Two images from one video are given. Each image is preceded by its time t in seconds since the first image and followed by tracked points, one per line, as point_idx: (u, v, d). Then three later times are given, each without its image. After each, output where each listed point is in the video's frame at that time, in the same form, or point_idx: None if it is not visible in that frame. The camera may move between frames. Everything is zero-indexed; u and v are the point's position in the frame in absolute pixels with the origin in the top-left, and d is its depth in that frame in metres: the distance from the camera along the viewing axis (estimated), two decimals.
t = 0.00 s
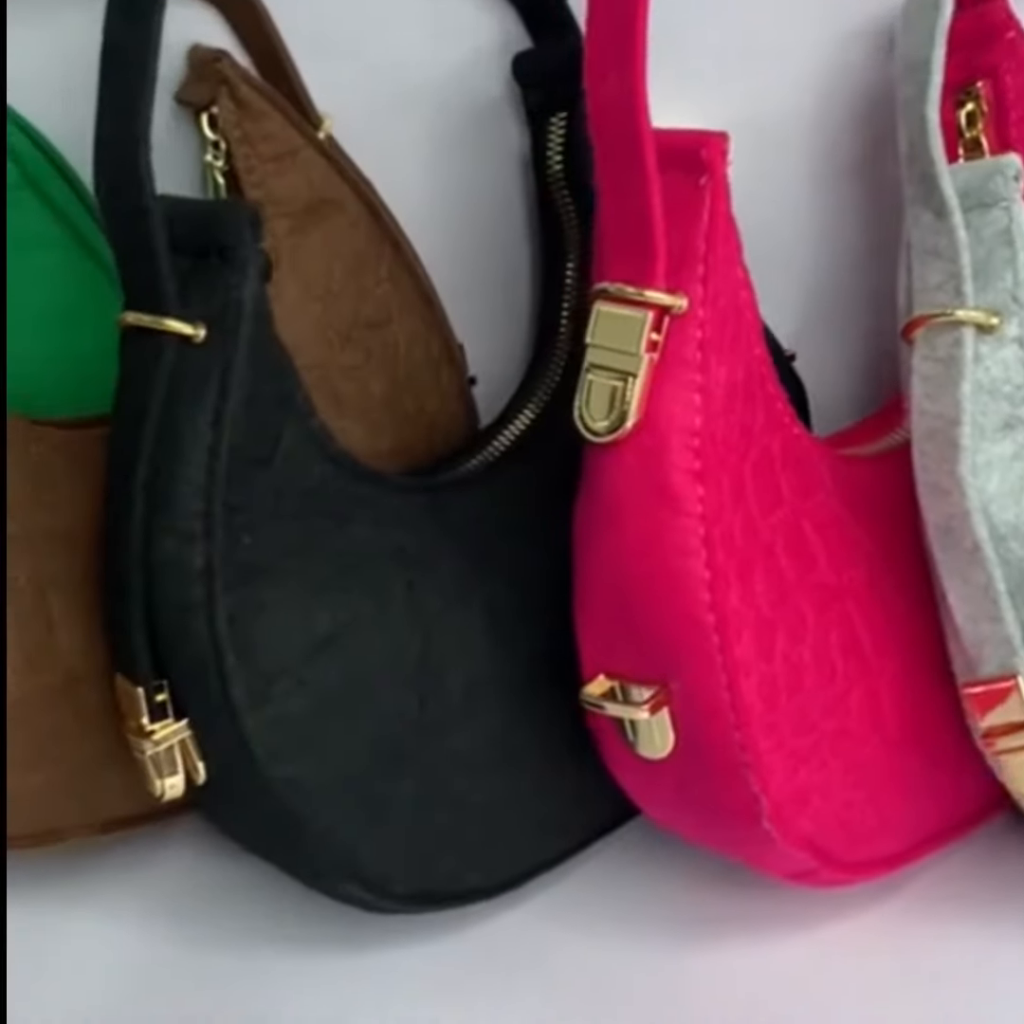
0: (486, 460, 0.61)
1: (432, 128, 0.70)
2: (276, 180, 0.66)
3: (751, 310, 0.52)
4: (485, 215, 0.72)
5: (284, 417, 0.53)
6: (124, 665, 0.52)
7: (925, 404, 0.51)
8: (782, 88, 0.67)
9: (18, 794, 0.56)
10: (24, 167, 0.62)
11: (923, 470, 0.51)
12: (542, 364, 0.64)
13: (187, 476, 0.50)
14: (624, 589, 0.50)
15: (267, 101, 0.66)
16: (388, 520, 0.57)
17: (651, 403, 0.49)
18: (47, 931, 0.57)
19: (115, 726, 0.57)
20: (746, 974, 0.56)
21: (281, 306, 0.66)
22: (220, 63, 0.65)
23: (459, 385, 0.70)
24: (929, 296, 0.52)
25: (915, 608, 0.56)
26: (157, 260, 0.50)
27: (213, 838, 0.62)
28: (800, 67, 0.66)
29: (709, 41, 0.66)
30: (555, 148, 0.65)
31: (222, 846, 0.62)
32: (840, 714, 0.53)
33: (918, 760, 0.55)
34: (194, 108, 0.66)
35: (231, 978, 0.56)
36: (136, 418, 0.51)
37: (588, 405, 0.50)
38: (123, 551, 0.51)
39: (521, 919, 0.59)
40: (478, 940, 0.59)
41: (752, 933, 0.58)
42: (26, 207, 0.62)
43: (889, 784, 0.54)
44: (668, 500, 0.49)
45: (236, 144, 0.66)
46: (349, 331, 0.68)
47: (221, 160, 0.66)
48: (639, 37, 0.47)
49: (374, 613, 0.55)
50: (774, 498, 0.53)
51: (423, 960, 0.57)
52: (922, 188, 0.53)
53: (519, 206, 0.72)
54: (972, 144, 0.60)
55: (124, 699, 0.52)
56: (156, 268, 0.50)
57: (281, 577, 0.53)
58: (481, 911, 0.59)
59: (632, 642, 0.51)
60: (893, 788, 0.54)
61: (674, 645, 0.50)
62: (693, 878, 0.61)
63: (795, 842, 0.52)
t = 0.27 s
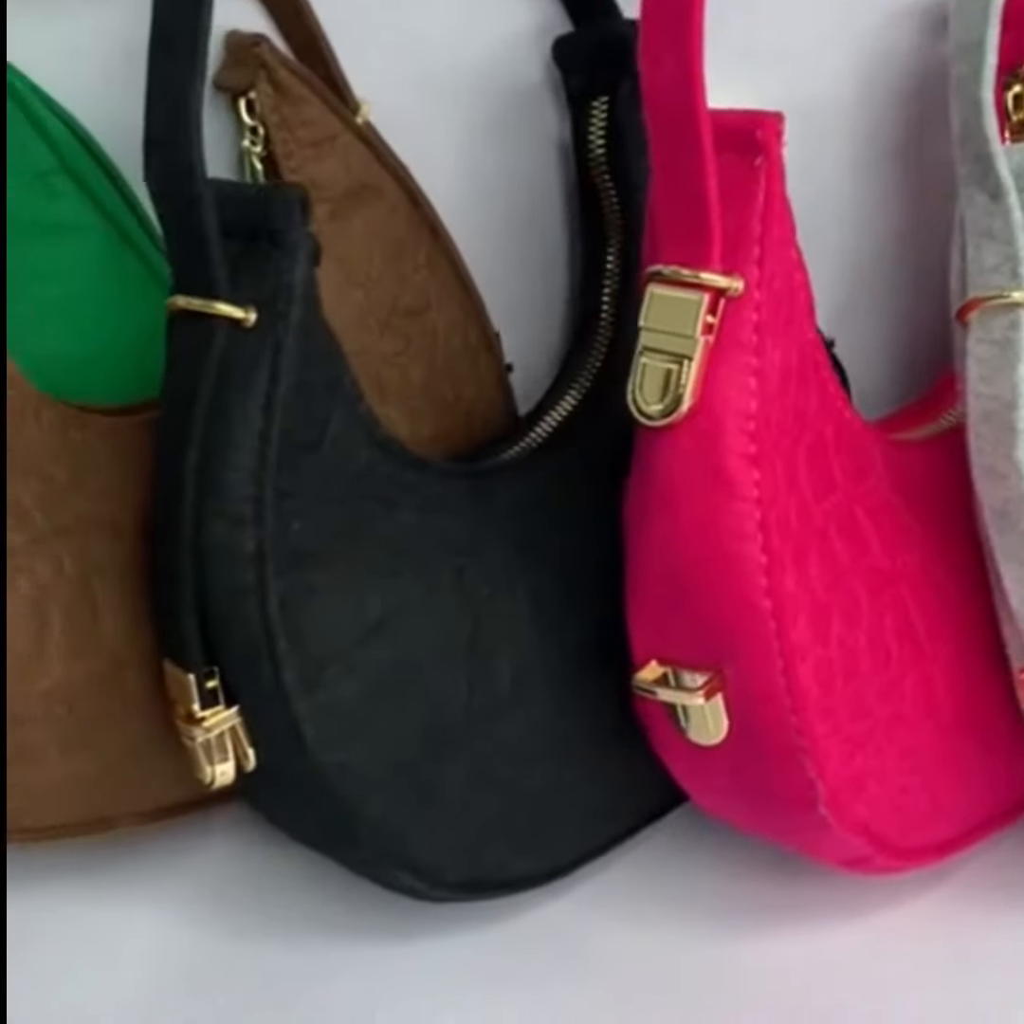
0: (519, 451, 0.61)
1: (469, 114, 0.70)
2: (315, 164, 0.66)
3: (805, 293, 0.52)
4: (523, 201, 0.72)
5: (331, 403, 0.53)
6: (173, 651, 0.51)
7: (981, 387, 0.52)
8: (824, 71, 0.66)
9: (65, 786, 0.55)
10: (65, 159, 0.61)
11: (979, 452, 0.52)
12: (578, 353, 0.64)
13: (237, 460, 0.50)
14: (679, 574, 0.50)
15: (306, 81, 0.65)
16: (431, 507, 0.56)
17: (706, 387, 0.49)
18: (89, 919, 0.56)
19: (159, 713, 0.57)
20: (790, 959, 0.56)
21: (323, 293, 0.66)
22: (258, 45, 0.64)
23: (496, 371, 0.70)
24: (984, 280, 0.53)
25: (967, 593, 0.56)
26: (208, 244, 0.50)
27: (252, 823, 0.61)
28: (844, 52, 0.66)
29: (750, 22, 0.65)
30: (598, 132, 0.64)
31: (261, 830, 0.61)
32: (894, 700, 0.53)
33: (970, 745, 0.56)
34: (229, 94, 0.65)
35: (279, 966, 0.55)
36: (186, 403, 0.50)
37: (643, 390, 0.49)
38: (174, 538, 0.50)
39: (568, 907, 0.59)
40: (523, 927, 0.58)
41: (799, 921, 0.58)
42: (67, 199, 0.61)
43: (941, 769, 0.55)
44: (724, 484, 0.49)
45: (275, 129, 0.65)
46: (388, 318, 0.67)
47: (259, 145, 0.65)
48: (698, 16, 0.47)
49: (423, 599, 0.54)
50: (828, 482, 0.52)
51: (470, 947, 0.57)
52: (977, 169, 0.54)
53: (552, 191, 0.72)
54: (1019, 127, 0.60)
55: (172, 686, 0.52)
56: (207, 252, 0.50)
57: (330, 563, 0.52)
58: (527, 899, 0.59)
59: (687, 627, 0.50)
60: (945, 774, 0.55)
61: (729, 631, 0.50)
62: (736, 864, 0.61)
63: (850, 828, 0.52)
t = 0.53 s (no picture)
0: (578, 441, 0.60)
1: (524, 104, 0.70)
2: (368, 156, 0.65)
3: (876, 280, 0.52)
4: (577, 189, 0.71)
5: (397, 393, 0.52)
6: (242, 643, 0.51)
7: None
8: (875, 63, 0.66)
9: (133, 780, 0.55)
10: (114, 148, 0.65)
11: None
12: (630, 346, 0.64)
13: (306, 450, 0.50)
14: (751, 564, 0.49)
15: (359, 70, 0.65)
16: (497, 497, 0.56)
17: (779, 374, 0.48)
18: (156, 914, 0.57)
19: (222, 703, 0.57)
20: (852, 948, 0.57)
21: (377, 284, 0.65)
22: (312, 35, 0.64)
23: (549, 361, 0.69)
24: None
25: None
26: (277, 234, 0.49)
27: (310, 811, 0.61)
28: (896, 41, 0.66)
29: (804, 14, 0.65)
30: (654, 120, 0.64)
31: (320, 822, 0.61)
32: (965, 690, 0.53)
33: None
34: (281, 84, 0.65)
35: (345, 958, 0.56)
36: (254, 395, 0.50)
37: (714, 377, 0.49)
38: (243, 529, 0.50)
39: (632, 900, 0.59)
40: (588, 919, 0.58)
41: (865, 911, 0.58)
42: (116, 189, 0.66)
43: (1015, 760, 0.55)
44: (798, 472, 0.49)
45: (330, 121, 0.65)
46: (441, 309, 0.67)
47: (311, 136, 0.65)
48: None
49: (490, 589, 0.54)
50: (899, 471, 0.52)
51: (534, 937, 0.57)
52: None
53: (604, 181, 0.71)
54: None
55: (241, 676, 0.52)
56: (276, 242, 0.49)
57: (397, 553, 0.52)
58: (590, 891, 0.59)
59: (758, 617, 0.50)
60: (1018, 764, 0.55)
61: (803, 621, 0.49)
62: (799, 856, 0.60)
63: (923, 818, 0.53)
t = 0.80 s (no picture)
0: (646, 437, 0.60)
1: (574, 101, 0.69)
2: (427, 154, 0.65)
3: (952, 276, 0.51)
4: (631, 185, 0.70)
5: (467, 390, 0.52)
6: (316, 643, 0.51)
7: None
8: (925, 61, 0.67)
9: (202, 781, 0.55)
10: (169, 147, 0.66)
11: None
12: (687, 347, 0.64)
13: (381, 449, 0.50)
14: (828, 561, 0.49)
15: (415, 66, 0.64)
16: (560, 493, 0.55)
17: (857, 371, 0.48)
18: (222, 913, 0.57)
19: (290, 701, 0.57)
20: (924, 946, 0.56)
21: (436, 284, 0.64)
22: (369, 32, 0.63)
23: (604, 358, 0.69)
24: None
25: None
26: (351, 233, 0.49)
27: (372, 809, 0.61)
28: (947, 41, 0.67)
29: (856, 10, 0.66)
30: (714, 117, 0.63)
31: (382, 819, 0.61)
32: None
33: None
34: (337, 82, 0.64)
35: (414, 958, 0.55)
36: (328, 394, 0.50)
37: (790, 374, 0.49)
38: (319, 529, 0.50)
39: (699, 899, 0.58)
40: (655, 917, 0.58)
41: (934, 908, 0.58)
42: (173, 188, 0.67)
43: None
44: (877, 470, 0.48)
45: (387, 118, 0.64)
46: (499, 307, 0.66)
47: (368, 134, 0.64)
48: None
49: (560, 587, 0.54)
50: (972, 469, 0.52)
51: (602, 935, 0.57)
52: None
53: (659, 178, 0.71)
54: None
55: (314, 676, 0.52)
56: (350, 240, 0.49)
57: (469, 551, 0.52)
58: (656, 892, 0.59)
59: (835, 615, 0.50)
60: None
61: (881, 619, 0.49)
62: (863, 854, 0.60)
63: (1000, 817, 0.53)
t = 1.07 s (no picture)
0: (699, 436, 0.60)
1: (622, 95, 0.68)
2: (479, 151, 0.64)
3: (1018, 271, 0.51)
4: (679, 181, 0.70)
5: (530, 387, 0.52)
6: (382, 641, 0.51)
7: None
8: (977, 55, 0.67)
9: (264, 780, 0.55)
10: (219, 147, 0.66)
11: None
12: (741, 342, 0.64)
13: (446, 445, 0.49)
14: (897, 556, 0.49)
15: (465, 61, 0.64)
16: (623, 491, 0.55)
17: (927, 365, 0.48)
18: (284, 913, 0.57)
19: (350, 700, 0.57)
20: (990, 941, 0.56)
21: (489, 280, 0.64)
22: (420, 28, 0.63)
23: (653, 353, 0.69)
24: None
25: None
26: (417, 227, 0.49)
27: (432, 808, 0.62)
28: (1000, 33, 0.67)
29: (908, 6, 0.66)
30: (768, 110, 0.63)
31: (438, 817, 0.62)
32: None
33: None
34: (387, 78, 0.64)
35: (476, 957, 0.55)
36: (394, 391, 0.50)
37: (861, 369, 0.48)
38: (384, 526, 0.50)
39: (755, 897, 0.58)
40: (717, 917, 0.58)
41: (996, 906, 0.58)
42: (222, 186, 0.66)
43: None
44: (948, 464, 0.48)
45: (437, 114, 0.63)
46: (552, 302, 0.66)
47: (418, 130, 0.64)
48: None
49: (622, 583, 0.53)
50: None
51: (662, 934, 0.57)
52: None
53: (706, 173, 0.70)
54: None
55: (379, 674, 0.51)
56: (416, 235, 0.49)
57: (534, 547, 0.51)
58: (712, 891, 0.59)
59: (904, 612, 0.50)
60: None
61: (952, 616, 0.49)
62: (921, 853, 0.60)
63: None
